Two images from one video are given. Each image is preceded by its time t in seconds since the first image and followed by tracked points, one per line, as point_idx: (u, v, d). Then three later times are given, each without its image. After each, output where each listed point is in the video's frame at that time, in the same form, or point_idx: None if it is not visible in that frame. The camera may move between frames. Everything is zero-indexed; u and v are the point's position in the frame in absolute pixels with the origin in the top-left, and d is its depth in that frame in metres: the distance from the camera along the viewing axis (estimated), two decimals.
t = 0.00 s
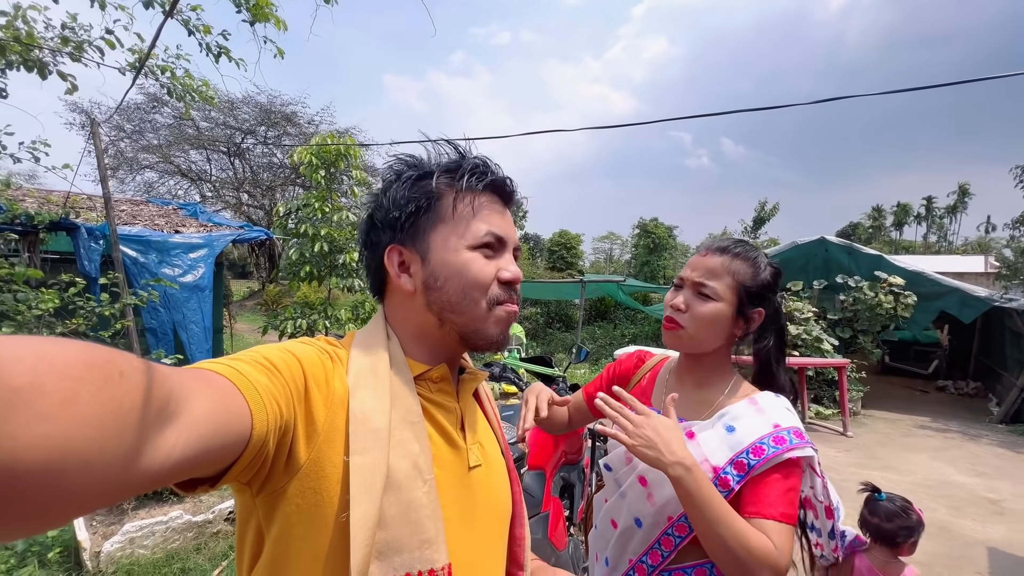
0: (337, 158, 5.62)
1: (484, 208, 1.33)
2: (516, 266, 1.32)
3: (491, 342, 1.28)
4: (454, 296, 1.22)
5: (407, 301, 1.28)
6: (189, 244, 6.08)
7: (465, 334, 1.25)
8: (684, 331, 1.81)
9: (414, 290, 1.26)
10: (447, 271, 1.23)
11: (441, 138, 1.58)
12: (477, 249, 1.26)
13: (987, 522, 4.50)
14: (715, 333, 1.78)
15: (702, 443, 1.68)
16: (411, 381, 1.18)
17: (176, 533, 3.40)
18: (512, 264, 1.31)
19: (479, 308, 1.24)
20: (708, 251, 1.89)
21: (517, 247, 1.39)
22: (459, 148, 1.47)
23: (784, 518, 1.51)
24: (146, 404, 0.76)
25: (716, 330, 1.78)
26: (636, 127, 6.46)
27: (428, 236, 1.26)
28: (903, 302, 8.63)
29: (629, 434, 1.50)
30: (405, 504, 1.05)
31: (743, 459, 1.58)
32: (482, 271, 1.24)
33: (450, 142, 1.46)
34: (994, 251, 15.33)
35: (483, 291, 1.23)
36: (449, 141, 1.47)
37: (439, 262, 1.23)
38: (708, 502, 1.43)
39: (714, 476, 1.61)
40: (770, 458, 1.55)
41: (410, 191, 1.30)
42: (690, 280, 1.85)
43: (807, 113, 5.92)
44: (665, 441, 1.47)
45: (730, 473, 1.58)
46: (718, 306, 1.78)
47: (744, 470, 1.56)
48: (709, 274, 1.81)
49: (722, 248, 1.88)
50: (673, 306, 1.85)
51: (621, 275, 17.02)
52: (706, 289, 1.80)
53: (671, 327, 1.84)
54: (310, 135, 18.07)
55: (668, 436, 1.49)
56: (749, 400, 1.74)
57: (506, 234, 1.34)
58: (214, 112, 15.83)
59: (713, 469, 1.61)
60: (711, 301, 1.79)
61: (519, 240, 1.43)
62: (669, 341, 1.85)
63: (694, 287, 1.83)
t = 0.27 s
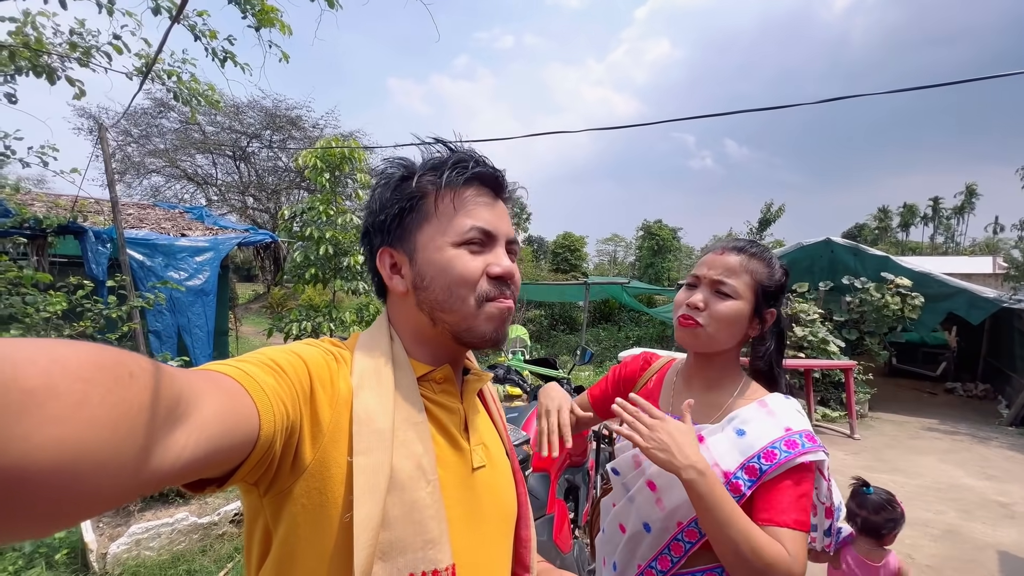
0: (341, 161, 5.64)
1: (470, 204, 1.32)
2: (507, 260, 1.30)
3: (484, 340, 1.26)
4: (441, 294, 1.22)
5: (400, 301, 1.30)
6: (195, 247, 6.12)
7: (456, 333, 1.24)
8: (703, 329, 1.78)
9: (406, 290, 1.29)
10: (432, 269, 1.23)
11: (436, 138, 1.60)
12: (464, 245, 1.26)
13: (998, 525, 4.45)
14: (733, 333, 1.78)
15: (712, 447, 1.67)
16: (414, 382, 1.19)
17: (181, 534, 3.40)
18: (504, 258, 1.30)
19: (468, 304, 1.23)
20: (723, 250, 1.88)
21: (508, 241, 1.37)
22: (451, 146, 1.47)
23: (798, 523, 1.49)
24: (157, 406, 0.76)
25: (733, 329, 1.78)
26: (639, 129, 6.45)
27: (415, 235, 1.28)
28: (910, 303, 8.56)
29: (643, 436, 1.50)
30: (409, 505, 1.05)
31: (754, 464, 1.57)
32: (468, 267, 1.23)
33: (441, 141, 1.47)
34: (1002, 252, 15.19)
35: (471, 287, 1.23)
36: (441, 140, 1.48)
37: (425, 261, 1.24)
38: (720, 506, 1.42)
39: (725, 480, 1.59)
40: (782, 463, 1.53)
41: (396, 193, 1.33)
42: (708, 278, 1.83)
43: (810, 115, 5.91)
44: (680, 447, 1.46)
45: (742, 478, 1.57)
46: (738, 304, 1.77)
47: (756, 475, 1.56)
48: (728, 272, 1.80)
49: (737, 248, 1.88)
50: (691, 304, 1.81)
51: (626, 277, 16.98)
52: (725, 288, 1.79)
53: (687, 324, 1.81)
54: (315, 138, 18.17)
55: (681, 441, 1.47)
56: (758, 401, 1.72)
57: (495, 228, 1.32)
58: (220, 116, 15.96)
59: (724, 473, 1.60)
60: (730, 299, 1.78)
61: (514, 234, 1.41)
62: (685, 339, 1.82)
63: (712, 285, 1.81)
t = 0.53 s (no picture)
0: (342, 163, 5.66)
1: (460, 192, 1.33)
2: (500, 246, 1.30)
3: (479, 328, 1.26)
4: (433, 283, 1.23)
5: (396, 293, 1.32)
6: (195, 249, 6.13)
7: (451, 322, 1.24)
8: (710, 324, 1.77)
9: (401, 282, 1.31)
10: (423, 259, 1.24)
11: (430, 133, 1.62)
12: (455, 234, 1.27)
13: (1001, 524, 4.44)
14: (739, 324, 1.78)
15: (720, 445, 1.66)
16: (415, 373, 1.19)
17: (183, 536, 3.40)
18: (496, 245, 1.30)
19: (460, 292, 1.23)
20: (715, 244, 1.89)
21: (501, 229, 1.37)
22: (442, 138, 1.49)
23: (807, 524, 1.51)
24: (161, 394, 0.77)
25: (739, 320, 1.78)
26: (639, 130, 6.45)
27: (408, 227, 1.30)
28: (910, 303, 8.56)
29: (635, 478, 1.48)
30: (411, 494, 1.05)
31: (764, 462, 1.56)
32: (459, 255, 1.24)
33: (434, 134, 1.49)
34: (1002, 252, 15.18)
35: (463, 275, 1.23)
36: (434, 133, 1.50)
37: (416, 251, 1.26)
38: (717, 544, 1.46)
39: (735, 479, 1.59)
40: (792, 460, 1.53)
41: (388, 186, 1.35)
42: (705, 273, 1.83)
43: (810, 117, 5.93)
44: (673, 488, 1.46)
45: (752, 476, 1.57)
46: (740, 294, 1.78)
47: (766, 472, 1.55)
48: (725, 264, 1.81)
49: (728, 240, 1.89)
50: (695, 301, 1.79)
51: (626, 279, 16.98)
52: (725, 280, 1.79)
53: (695, 322, 1.79)
54: (315, 142, 18.20)
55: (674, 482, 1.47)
56: (765, 396, 1.72)
57: (485, 216, 1.32)
58: (220, 120, 15.99)
59: (734, 472, 1.60)
60: (731, 290, 1.78)
61: (507, 222, 1.41)
62: (694, 337, 1.81)
63: (711, 279, 1.81)
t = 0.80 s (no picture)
0: (339, 167, 5.66)
1: (460, 195, 1.33)
2: (499, 249, 1.30)
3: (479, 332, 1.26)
4: (433, 284, 1.23)
5: (397, 295, 1.33)
6: (193, 254, 6.11)
7: (450, 324, 1.24)
8: (706, 325, 1.78)
9: (401, 284, 1.32)
10: (422, 261, 1.25)
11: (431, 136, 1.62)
12: (455, 236, 1.28)
13: (1000, 523, 4.45)
14: (735, 324, 1.79)
15: (722, 444, 1.66)
16: (417, 374, 1.19)
17: (181, 541, 3.38)
18: (496, 247, 1.30)
19: (459, 294, 1.23)
20: (712, 244, 1.90)
21: (501, 231, 1.37)
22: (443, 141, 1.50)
23: (812, 519, 1.51)
24: (166, 397, 0.77)
25: (735, 320, 1.79)
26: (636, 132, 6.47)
27: (408, 229, 1.30)
28: (907, 303, 8.59)
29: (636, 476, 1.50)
30: (415, 494, 1.05)
31: (766, 459, 1.57)
32: (458, 257, 1.24)
33: (435, 137, 1.49)
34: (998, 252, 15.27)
35: (462, 277, 1.23)
36: (435, 135, 1.51)
37: (416, 253, 1.26)
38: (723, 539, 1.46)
39: (738, 477, 1.59)
40: (794, 456, 1.54)
41: (388, 188, 1.36)
42: (701, 274, 1.83)
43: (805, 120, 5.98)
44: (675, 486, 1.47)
45: (755, 474, 1.57)
46: (735, 295, 1.79)
47: (769, 469, 1.56)
48: (721, 265, 1.81)
49: (724, 241, 1.90)
50: (690, 301, 1.80)
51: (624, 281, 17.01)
52: (721, 281, 1.80)
53: (691, 322, 1.80)
54: (312, 146, 18.21)
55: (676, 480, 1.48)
56: (765, 395, 1.73)
57: (486, 219, 1.33)
58: (217, 125, 15.99)
59: (736, 470, 1.60)
60: (727, 291, 1.79)
61: (508, 225, 1.42)
62: (690, 337, 1.82)
63: (707, 280, 1.82)
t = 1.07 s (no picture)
0: (336, 169, 5.65)
1: (459, 195, 1.34)
2: (498, 249, 1.30)
3: (477, 333, 1.26)
4: (431, 284, 1.24)
5: (395, 294, 1.33)
6: (189, 257, 6.09)
7: (447, 324, 1.24)
8: (708, 327, 1.79)
9: (399, 283, 1.32)
10: (420, 261, 1.25)
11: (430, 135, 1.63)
12: (453, 235, 1.28)
13: (996, 521, 4.47)
14: (737, 326, 1.80)
15: (722, 444, 1.67)
16: (414, 375, 1.20)
17: (179, 546, 3.37)
18: (494, 247, 1.30)
19: (457, 295, 1.23)
20: (713, 246, 1.90)
21: (499, 231, 1.37)
22: (442, 141, 1.50)
23: (812, 519, 1.51)
24: (163, 397, 0.77)
25: (736, 322, 1.80)
26: (633, 134, 6.48)
27: (406, 229, 1.31)
28: (903, 303, 8.63)
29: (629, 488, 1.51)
30: (412, 496, 1.05)
31: (767, 458, 1.57)
32: (456, 257, 1.24)
33: (434, 136, 1.49)
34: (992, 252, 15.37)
35: (460, 277, 1.23)
36: (434, 134, 1.51)
37: (414, 253, 1.27)
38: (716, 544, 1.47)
39: (738, 476, 1.60)
40: (794, 455, 1.55)
41: (387, 187, 1.36)
42: (702, 276, 1.84)
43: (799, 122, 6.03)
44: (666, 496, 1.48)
45: (756, 473, 1.58)
46: (737, 297, 1.79)
47: (769, 469, 1.56)
48: (723, 267, 1.82)
49: (726, 242, 1.91)
50: (691, 304, 1.81)
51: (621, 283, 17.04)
52: (722, 283, 1.80)
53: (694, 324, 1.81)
54: (309, 148, 18.19)
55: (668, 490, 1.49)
56: (765, 395, 1.74)
57: (485, 219, 1.33)
58: (213, 128, 15.97)
59: (737, 470, 1.60)
60: (729, 293, 1.79)
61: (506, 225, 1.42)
62: (691, 339, 1.83)
63: (709, 282, 1.82)
